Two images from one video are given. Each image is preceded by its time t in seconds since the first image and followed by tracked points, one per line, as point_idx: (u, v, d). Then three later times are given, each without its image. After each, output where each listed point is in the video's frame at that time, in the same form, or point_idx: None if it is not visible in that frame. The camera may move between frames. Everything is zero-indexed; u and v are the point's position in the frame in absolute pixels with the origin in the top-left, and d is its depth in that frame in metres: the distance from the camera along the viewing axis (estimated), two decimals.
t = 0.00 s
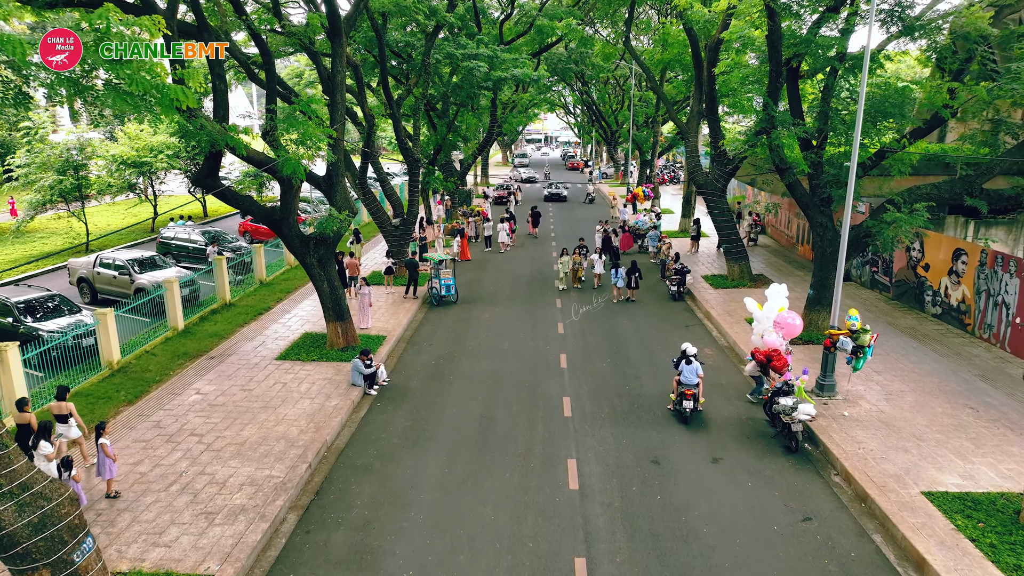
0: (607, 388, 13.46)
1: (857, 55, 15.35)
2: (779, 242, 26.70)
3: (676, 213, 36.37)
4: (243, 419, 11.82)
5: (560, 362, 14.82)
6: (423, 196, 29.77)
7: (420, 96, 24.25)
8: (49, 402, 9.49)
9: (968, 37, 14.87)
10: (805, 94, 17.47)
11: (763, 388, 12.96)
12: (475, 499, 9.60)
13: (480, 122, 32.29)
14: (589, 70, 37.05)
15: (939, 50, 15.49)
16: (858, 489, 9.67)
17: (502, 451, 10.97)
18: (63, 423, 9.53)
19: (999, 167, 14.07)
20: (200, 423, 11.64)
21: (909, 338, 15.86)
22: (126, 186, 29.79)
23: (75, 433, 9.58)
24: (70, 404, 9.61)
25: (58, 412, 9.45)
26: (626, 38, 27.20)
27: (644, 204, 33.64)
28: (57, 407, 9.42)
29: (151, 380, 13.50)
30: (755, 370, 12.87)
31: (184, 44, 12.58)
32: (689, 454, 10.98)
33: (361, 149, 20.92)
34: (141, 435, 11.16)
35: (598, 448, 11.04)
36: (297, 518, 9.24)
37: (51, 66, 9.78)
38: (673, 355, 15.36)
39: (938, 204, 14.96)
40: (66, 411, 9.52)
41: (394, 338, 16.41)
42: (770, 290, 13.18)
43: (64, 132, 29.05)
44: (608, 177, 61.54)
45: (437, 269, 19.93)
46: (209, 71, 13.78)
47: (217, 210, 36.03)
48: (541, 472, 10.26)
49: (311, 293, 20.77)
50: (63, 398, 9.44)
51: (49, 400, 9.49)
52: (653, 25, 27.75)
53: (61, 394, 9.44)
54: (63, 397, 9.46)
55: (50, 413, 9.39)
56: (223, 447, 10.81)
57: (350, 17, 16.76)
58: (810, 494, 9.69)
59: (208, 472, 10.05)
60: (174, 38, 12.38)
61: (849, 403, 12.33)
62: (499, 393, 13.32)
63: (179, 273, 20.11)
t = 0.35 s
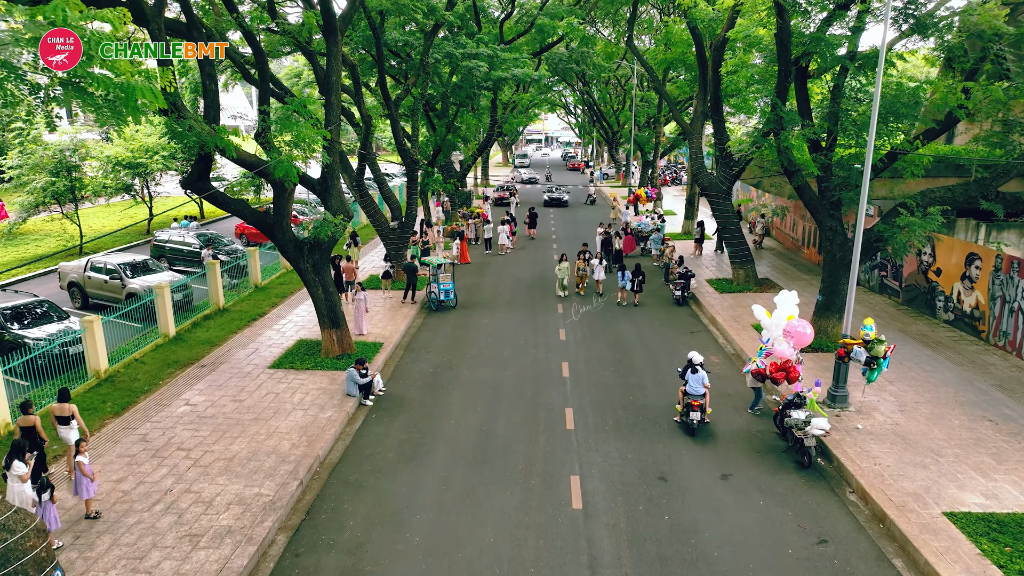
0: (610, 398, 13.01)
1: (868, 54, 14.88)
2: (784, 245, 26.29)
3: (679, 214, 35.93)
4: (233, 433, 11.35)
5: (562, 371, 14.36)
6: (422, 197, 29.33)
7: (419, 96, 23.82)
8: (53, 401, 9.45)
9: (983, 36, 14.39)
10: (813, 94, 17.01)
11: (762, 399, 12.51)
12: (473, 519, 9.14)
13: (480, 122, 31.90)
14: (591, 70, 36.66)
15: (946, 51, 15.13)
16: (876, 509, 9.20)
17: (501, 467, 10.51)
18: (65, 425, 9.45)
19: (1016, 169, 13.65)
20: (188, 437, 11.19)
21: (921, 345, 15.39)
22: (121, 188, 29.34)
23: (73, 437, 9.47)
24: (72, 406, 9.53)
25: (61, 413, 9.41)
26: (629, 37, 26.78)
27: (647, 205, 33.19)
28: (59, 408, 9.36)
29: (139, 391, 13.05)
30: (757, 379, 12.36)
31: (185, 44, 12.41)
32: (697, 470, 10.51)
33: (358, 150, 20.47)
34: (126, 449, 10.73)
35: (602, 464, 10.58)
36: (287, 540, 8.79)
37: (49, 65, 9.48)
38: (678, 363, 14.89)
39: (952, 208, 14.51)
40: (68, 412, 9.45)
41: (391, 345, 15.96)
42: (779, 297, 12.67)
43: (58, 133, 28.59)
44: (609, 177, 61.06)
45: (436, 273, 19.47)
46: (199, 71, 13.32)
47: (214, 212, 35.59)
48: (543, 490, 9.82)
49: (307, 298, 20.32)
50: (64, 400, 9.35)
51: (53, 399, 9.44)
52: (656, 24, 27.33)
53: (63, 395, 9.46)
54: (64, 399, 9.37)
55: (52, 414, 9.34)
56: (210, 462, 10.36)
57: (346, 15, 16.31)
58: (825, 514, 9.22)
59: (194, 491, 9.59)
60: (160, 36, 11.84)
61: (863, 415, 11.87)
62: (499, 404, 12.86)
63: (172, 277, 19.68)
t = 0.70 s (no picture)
0: (614, 410, 12.55)
1: (878, 53, 14.43)
2: (791, 247, 25.87)
3: (681, 216, 35.50)
4: (221, 447, 10.91)
5: (564, 380, 13.92)
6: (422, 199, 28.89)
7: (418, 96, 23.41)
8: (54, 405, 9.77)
9: (999, 33, 13.91)
10: (822, 94, 16.55)
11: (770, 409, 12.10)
12: (471, 541, 8.69)
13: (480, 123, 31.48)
14: (592, 70, 36.21)
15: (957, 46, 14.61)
16: (894, 530, 8.74)
17: (501, 484, 10.07)
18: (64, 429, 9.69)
19: None
20: (175, 451, 10.75)
21: (934, 353, 14.92)
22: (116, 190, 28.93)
23: (71, 441, 9.73)
24: (71, 411, 9.79)
25: (60, 418, 9.65)
26: (631, 36, 26.34)
27: (649, 207, 32.75)
28: (58, 413, 9.65)
29: (126, 401, 12.61)
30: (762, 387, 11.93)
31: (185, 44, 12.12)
32: (706, 486, 10.05)
33: (355, 151, 20.03)
34: (109, 465, 10.29)
35: (606, 480, 10.13)
36: (274, 564, 8.34)
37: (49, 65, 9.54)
38: (684, 371, 14.43)
39: (967, 212, 14.00)
40: (67, 417, 9.70)
41: (388, 352, 15.53)
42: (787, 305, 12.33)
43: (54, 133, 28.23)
44: (611, 178, 60.63)
45: (434, 277, 19.03)
46: (188, 71, 12.85)
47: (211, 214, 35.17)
48: (544, 509, 9.37)
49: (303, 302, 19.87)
50: (63, 404, 9.61)
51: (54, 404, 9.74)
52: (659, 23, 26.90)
53: (61, 401, 9.68)
54: (63, 404, 9.65)
55: (52, 418, 9.63)
56: (197, 479, 9.91)
57: (342, 12, 15.86)
58: (841, 536, 8.76)
59: (179, 510, 9.15)
60: (147, 36, 11.43)
61: (878, 428, 11.40)
62: (498, 415, 12.41)
63: (165, 281, 19.23)
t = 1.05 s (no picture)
0: (618, 423, 12.07)
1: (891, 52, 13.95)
2: (797, 251, 25.41)
3: (684, 218, 35.04)
4: (208, 464, 10.43)
5: (566, 391, 13.42)
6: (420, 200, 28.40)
7: (416, 97, 22.94)
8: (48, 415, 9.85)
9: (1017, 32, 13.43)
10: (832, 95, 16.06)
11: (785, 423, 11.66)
12: (469, 569, 8.19)
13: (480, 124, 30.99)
14: (593, 70, 35.73)
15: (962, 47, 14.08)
16: (918, 557, 8.25)
17: (500, 504, 9.59)
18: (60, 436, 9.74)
19: None
20: (159, 468, 10.27)
21: (949, 362, 14.44)
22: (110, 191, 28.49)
23: (70, 446, 9.76)
24: (67, 416, 9.88)
25: (56, 423, 9.74)
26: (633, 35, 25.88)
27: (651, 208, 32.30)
28: (54, 418, 9.74)
29: (110, 413, 12.13)
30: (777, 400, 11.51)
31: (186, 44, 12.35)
32: (717, 507, 9.55)
33: (352, 152, 19.55)
34: (89, 483, 9.83)
35: (612, 501, 9.63)
36: None
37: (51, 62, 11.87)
38: (691, 382, 13.94)
39: (984, 217, 13.49)
40: (63, 422, 9.80)
41: (384, 361, 15.06)
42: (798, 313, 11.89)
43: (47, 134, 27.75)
44: (612, 179, 60.15)
45: (433, 282, 18.55)
46: (174, 71, 12.34)
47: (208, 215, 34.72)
48: (546, 533, 8.88)
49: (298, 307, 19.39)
50: (60, 408, 9.73)
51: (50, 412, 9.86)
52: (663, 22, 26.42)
53: (58, 405, 9.78)
54: (59, 408, 9.76)
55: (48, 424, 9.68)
56: (181, 499, 9.44)
57: (337, 9, 15.39)
58: (861, 563, 8.27)
59: (160, 533, 8.67)
60: (131, 34, 10.91)
61: (895, 444, 10.91)
62: (498, 429, 11.91)
63: (156, 286, 18.77)
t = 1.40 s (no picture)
0: (623, 438, 11.58)
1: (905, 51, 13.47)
2: (804, 254, 24.95)
3: (688, 220, 34.55)
4: (194, 482, 9.95)
5: (569, 403, 12.93)
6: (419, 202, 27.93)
7: (415, 97, 22.48)
8: (48, 420, 9.73)
9: None
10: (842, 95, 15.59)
11: (799, 437, 11.20)
12: None
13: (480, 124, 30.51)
14: (595, 70, 35.29)
15: (976, 46, 13.64)
16: None
17: (500, 527, 9.10)
18: (58, 442, 9.61)
19: None
20: (143, 487, 9.80)
21: (965, 372, 13.94)
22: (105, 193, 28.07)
23: (66, 453, 9.62)
24: (65, 424, 9.70)
25: (54, 430, 9.58)
26: (636, 34, 25.42)
27: (654, 210, 31.82)
28: (53, 424, 9.60)
29: (95, 427, 11.65)
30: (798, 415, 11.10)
31: (184, 44, 12.84)
32: (729, 530, 9.05)
33: (349, 154, 19.09)
34: (69, 503, 9.38)
35: (618, 524, 9.14)
36: None
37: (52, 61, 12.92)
38: (698, 393, 13.44)
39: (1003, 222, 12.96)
40: (61, 430, 9.62)
41: (381, 370, 14.58)
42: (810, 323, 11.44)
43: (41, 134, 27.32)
44: (613, 180, 59.71)
45: (431, 288, 18.06)
46: (161, 70, 11.84)
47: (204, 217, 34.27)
48: (549, 559, 8.39)
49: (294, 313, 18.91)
50: (57, 414, 9.58)
51: (48, 419, 9.73)
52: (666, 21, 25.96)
53: (56, 412, 9.62)
54: (57, 415, 9.60)
55: (46, 430, 9.56)
56: (164, 522, 8.95)
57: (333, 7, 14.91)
58: None
59: (140, 560, 8.19)
60: (114, 32, 10.43)
61: (914, 461, 10.41)
62: (498, 444, 11.42)
63: (148, 292, 18.29)
